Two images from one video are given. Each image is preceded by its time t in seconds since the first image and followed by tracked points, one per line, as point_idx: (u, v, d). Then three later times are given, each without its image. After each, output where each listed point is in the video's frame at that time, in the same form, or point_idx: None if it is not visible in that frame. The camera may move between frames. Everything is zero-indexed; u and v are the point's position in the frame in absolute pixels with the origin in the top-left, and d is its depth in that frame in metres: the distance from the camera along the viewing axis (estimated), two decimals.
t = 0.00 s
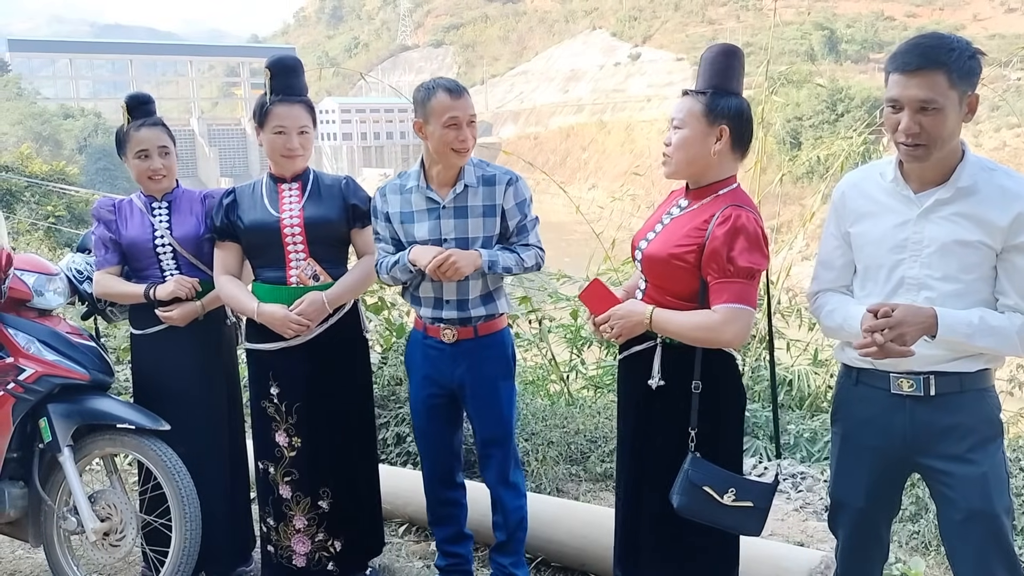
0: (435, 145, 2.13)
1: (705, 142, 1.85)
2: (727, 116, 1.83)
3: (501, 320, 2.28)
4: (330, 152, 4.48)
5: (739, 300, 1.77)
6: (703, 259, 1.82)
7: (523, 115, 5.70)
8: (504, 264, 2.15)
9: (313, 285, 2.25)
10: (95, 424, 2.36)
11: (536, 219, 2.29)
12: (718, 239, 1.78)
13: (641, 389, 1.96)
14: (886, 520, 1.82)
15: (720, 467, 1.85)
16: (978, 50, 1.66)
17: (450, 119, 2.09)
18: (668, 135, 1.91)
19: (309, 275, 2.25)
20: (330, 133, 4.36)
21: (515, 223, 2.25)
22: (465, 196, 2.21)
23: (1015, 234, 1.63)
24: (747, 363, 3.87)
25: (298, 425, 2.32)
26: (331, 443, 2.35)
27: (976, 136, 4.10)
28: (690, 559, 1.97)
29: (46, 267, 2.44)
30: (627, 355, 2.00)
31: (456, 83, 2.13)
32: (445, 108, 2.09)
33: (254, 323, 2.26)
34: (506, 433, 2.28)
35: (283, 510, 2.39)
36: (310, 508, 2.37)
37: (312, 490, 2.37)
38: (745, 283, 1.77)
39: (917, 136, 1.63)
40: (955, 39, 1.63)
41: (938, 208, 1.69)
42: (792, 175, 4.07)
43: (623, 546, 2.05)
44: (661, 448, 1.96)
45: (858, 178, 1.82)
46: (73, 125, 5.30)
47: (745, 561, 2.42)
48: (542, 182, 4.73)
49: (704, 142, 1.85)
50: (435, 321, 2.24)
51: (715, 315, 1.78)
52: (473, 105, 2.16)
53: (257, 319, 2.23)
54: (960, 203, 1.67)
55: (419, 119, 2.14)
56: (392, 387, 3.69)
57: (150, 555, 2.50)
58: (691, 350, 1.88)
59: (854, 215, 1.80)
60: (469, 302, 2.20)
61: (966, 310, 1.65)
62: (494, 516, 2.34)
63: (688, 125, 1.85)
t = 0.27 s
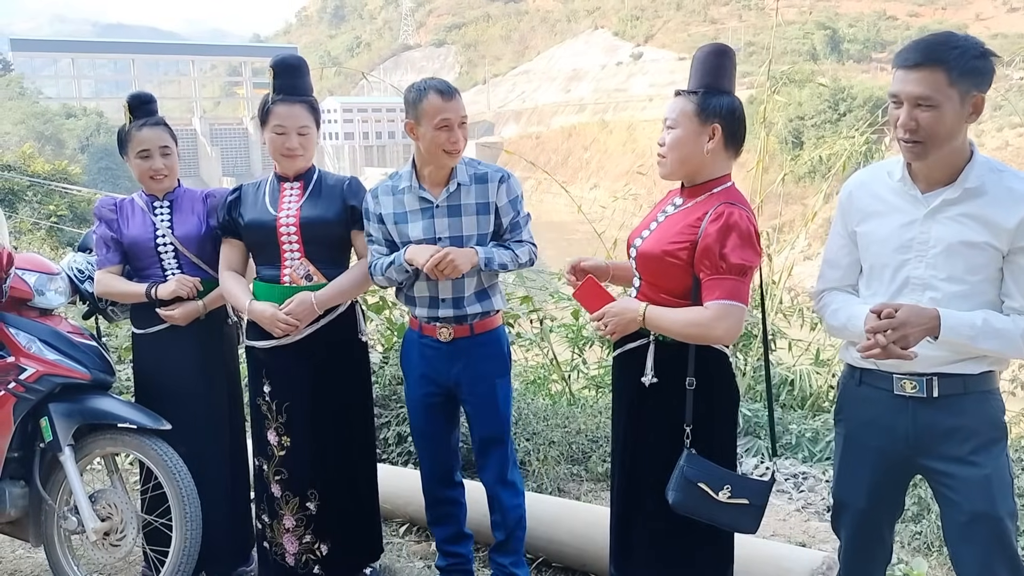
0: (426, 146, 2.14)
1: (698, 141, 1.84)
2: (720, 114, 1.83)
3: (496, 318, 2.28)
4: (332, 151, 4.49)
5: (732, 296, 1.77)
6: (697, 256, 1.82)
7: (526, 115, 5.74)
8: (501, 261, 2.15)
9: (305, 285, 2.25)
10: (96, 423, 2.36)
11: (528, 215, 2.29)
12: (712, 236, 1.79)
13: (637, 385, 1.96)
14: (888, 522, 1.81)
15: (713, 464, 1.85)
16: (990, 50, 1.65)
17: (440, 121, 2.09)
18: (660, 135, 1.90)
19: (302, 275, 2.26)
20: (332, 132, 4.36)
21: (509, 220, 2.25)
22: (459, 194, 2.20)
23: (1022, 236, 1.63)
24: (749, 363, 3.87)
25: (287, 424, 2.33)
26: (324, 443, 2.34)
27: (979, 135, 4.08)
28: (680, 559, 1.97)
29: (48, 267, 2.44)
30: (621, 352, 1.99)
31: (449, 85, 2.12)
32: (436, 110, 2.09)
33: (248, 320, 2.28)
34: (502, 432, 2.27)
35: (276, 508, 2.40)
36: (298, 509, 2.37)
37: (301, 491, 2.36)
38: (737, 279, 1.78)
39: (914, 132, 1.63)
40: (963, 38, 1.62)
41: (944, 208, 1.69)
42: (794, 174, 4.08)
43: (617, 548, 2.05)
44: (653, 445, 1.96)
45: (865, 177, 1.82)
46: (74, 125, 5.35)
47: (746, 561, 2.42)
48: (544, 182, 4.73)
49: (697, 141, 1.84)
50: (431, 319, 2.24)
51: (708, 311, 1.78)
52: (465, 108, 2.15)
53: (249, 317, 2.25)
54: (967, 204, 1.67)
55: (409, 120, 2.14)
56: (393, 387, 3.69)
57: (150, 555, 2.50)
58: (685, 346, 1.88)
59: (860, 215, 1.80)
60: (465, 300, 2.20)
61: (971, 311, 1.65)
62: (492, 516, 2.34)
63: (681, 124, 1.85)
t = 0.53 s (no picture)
0: (420, 146, 2.12)
1: (681, 141, 1.87)
2: (699, 112, 1.84)
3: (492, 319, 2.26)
4: (332, 150, 4.46)
5: (717, 291, 1.79)
6: (683, 253, 1.85)
7: (527, 113, 5.80)
8: (496, 261, 2.14)
9: (294, 285, 2.24)
10: (94, 424, 2.34)
11: (525, 215, 2.27)
12: (697, 232, 1.81)
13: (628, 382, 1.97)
14: (893, 525, 1.80)
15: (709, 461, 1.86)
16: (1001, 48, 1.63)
17: (435, 122, 2.07)
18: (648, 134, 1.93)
19: (291, 275, 2.25)
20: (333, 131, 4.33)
21: (504, 220, 2.23)
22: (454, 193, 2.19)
23: None
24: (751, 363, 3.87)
25: (275, 423, 2.32)
26: (312, 442, 2.32)
27: (984, 134, 4.05)
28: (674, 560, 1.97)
29: (46, 266, 2.42)
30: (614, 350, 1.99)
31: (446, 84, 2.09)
32: (432, 110, 2.06)
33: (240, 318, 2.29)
34: (499, 432, 2.25)
35: (264, 507, 2.39)
36: (282, 510, 2.36)
37: (285, 492, 2.35)
38: (723, 274, 1.79)
39: (918, 128, 1.61)
40: (971, 36, 1.60)
41: (955, 208, 1.66)
42: (796, 173, 4.07)
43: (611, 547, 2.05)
44: (643, 444, 1.96)
45: (876, 177, 1.79)
46: (74, 124, 5.22)
47: (746, 563, 2.40)
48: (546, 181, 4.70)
49: (680, 140, 1.87)
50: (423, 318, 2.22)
51: (694, 307, 1.80)
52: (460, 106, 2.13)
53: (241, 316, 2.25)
54: (978, 205, 1.65)
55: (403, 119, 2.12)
56: (393, 387, 3.66)
57: (149, 556, 2.48)
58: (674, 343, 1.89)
59: (871, 213, 1.78)
60: (458, 300, 2.19)
61: (980, 313, 1.63)
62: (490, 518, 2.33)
63: (665, 125, 1.88)
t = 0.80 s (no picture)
0: (411, 147, 2.13)
1: (661, 141, 1.88)
2: (679, 113, 1.86)
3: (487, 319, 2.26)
4: (328, 149, 4.45)
5: (697, 288, 1.79)
6: (663, 250, 1.85)
7: (523, 112, 5.81)
8: (489, 261, 2.13)
9: (283, 285, 2.24)
10: (87, 424, 2.34)
11: (521, 216, 2.26)
12: (676, 230, 1.82)
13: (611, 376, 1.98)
14: (893, 524, 1.80)
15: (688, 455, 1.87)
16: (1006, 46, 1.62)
17: (424, 123, 2.07)
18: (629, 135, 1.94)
19: (281, 275, 2.25)
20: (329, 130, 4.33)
21: (500, 221, 2.23)
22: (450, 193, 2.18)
23: None
24: (746, 363, 3.95)
25: (264, 422, 2.32)
26: (297, 441, 2.32)
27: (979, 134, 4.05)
28: (656, 560, 1.97)
29: (39, 266, 2.41)
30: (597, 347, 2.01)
31: (439, 85, 2.08)
32: (421, 113, 2.06)
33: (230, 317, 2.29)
34: (492, 434, 2.25)
35: (251, 505, 2.40)
36: (269, 508, 2.37)
37: (272, 491, 2.36)
38: (702, 271, 1.80)
39: (922, 124, 1.62)
40: (976, 33, 1.60)
41: (961, 207, 1.66)
42: (792, 173, 4.08)
43: (594, 543, 2.05)
44: (623, 442, 1.97)
45: (883, 175, 1.80)
46: (69, 123, 5.20)
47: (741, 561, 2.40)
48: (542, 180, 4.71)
49: (660, 141, 1.88)
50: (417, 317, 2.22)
51: (674, 304, 1.81)
52: (454, 108, 2.11)
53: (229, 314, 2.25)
54: (984, 204, 1.64)
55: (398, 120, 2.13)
56: (387, 387, 3.66)
57: (142, 556, 2.47)
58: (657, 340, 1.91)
59: (879, 211, 1.78)
60: (451, 300, 2.18)
61: (984, 314, 1.63)
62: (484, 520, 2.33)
63: (645, 126, 1.89)
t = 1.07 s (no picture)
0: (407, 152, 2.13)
1: (647, 142, 1.89)
2: (663, 114, 1.88)
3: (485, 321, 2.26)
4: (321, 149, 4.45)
5: (683, 284, 1.81)
6: (648, 248, 1.86)
7: (517, 112, 5.82)
8: (486, 264, 2.13)
9: (278, 285, 2.23)
10: (78, 425, 2.34)
11: (520, 218, 2.26)
12: (662, 227, 1.83)
13: (594, 373, 1.99)
14: (899, 523, 1.81)
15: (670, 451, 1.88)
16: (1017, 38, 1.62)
17: (418, 129, 2.07)
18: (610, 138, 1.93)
19: (275, 276, 2.24)
20: (322, 130, 4.33)
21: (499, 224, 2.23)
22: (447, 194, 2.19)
23: None
24: (739, 362, 3.96)
25: (259, 424, 2.32)
26: (292, 442, 2.32)
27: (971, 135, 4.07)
28: (644, 559, 1.98)
29: (30, 266, 2.40)
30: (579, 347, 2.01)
31: (433, 88, 2.06)
32: (416, 119, 2.06)
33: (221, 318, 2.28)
34: (489, 436, 2.24)
35: (247, 507, 2.39)
36: (266, 509, 2.36)
37: (268, 491, 2.35)
38: (687, 267, 1.82)
39: (933, 120, 1.62)
40: (988, 28, 1.60)
41: (971, 204, 1.67)
42: (785, 173, 4.10)
43: (579, 540, 2.04)
44: (611, 440, 1.98)
45: (892, 172, 1.80)
46: (61, 123, 5.20)
47: (733, 559, 2.41)
48: (535, 180, 4.71)
49: (646, 143, 1.89)
50: (416, 318, 2.22)
51: (660, 300, 1.81)
52: (449, 109, 2.10)
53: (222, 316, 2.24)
54: (994, 201, 1.65)
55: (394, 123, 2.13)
56: (380, 387, 3.66)
57: (134, 557, 2.47)
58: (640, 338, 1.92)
59: (888, 207, 1.78)
60: (450, 302, 2.19)
61: (991, 312, 1.63)
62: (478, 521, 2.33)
63: (631, 129, 1.88)
